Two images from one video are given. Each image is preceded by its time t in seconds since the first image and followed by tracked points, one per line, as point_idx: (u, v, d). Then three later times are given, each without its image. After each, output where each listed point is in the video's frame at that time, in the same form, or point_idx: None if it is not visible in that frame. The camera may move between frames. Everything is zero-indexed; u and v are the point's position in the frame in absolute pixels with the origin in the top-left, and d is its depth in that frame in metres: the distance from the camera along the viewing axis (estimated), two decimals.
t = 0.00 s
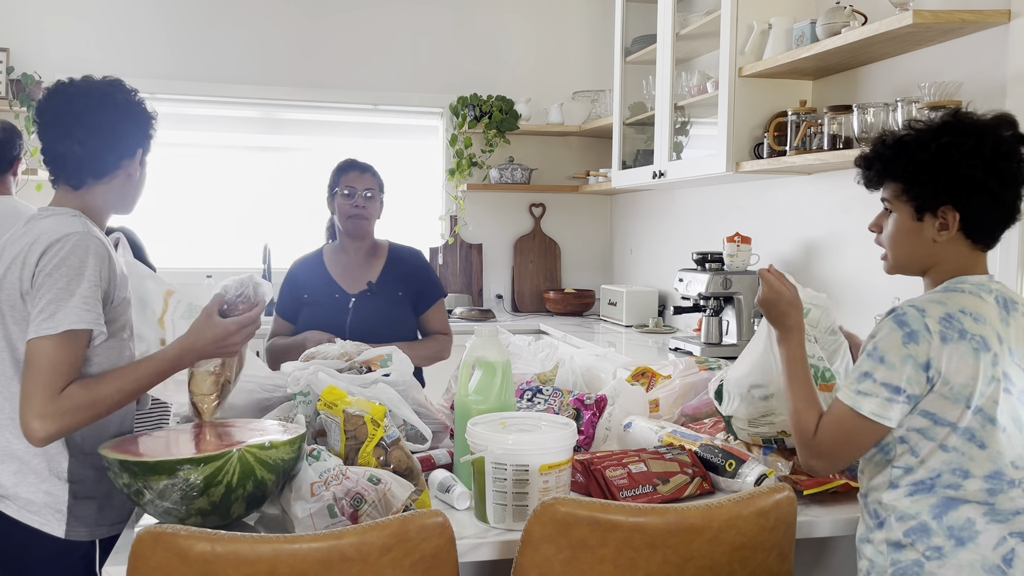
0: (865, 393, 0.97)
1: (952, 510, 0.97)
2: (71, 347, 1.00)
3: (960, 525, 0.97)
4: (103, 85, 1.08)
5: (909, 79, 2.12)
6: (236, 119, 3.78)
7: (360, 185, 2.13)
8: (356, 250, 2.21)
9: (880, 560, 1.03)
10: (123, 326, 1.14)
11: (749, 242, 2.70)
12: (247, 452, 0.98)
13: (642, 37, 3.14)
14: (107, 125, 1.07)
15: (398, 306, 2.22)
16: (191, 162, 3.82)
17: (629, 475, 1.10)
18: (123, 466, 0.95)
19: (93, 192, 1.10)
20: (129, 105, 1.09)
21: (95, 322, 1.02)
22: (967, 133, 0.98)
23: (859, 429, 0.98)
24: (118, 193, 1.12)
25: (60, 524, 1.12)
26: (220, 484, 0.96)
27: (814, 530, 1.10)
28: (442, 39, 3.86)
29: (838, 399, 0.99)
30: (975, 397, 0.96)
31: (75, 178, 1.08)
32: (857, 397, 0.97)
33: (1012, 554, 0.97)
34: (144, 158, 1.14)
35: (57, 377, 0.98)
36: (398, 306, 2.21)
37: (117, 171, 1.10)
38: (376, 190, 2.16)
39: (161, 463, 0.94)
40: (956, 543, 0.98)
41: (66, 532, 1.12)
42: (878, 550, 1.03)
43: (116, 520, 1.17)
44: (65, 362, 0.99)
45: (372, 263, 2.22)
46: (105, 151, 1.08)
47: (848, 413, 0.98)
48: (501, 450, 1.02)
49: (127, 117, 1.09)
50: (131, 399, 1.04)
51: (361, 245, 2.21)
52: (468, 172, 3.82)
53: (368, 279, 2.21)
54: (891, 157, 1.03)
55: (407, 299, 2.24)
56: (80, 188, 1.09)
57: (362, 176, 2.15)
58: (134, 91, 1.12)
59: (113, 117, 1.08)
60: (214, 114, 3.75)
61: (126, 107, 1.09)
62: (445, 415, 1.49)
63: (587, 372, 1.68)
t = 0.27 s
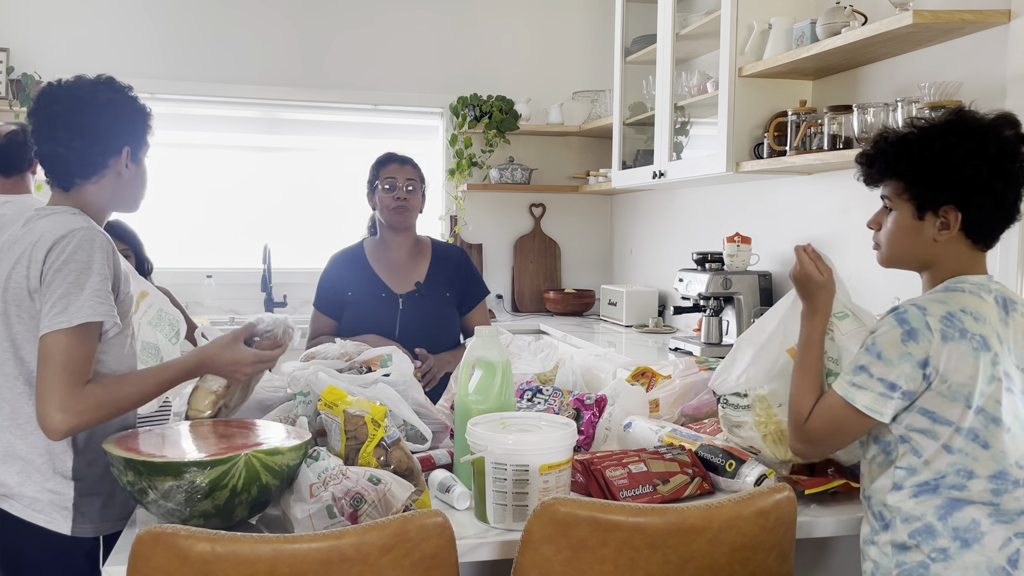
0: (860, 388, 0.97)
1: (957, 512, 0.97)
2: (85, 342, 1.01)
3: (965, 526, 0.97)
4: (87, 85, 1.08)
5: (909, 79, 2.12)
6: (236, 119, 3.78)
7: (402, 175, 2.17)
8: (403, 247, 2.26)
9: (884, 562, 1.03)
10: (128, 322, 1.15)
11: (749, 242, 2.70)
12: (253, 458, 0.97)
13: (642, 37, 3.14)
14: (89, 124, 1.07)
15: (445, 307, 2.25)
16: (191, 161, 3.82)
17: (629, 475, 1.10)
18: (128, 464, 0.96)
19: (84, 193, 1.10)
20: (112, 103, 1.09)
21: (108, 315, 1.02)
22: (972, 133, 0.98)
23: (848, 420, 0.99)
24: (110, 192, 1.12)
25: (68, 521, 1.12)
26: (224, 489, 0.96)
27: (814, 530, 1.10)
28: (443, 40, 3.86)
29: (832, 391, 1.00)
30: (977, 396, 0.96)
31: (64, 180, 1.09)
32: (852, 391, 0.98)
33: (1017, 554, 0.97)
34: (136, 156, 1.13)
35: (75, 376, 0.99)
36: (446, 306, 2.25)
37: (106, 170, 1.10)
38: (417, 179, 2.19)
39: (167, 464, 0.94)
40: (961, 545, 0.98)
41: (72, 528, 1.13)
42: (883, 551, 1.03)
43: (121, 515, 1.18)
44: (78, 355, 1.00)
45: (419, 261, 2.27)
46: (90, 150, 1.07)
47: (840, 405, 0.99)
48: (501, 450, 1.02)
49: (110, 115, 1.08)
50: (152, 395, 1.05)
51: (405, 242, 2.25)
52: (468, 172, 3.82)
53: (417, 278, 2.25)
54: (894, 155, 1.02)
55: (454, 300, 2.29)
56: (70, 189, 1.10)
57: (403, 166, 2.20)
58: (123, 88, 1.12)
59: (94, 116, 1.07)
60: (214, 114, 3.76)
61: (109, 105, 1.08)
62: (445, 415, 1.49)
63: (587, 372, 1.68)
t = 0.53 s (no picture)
0: (871, 387, 0.97)
1: (963, 514, 0.97)
2: (86, 342, 1.01)
3: (970, 529, 0.97)
4: (84, 87, 1.08)
5: (909, 79, 2.12)
6: (236, 119, 3.78)
7: (425, 176, 2.16)
8: (421, 250, 2.25)
9: (889, 565, 1.02)
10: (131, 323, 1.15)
11: (749, 242, 2.70)
12: (249, 458, 0.97)
13: (642, 37, 3.14)
14: (86, 126, 1.07)
15: (462, 312, 2.25)
16: (191, 161, 3.82)
17: (628, 475, 1.10)
18: (123, 471, 0.95)
19: (85, 194, 1.10)
20: (109, 104, 1.08)
21: (107, 314, 1.02)
22: (984, 133, 0.97)
23: (854, 420, 0.98)
24: (111, 193, 1.11)
25: (75, 517, 1.11)
26: (221, 492, 0.96)
27: (814, 529, 1.10)
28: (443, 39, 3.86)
29: (841, 389, 1.00)
30: (987, 399, 0.95)
31: (64, 182, 1.09)
32: (862, 390, 0.97)
33: (1019, 556, 0.98)
34: (137, 156, 1.12)
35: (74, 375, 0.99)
36: (463, 313, 2.25)
37: (105, 172, 1.10)
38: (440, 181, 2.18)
39: (163, 471, 0.94)
40: (966, 547, 0.98)
41: (80, 524, 1.12)
42: (887, 555, 1.02)
43: (127, 511, 1.17)
44: (78, 354, 1.00)
45: (437, 265, 2.26)
46: (88, 152, 1.07)
47: (849, 404, 0.98)
48: (501, 450, 1.02)
49: (108, 117, 1.08)
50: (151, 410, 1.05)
51: (424, 245, 2.25)
52: (467, 172, 3.82)
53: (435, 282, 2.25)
54: (903, 150, 1.01)
55: (471, 306, 2.28)
56: (71, 191, 1.10)
57: (426, 167, 2.18)
58: (122, 90, 1.11)
59: (91, 117, 1.07)
60: (213, 114, 3.76)
61: (106, 107, 1.08)
62: (446, 414, 1.49)
63: (587, 372, 1.68)
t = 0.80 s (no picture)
0: (889, 406, 0.94)
1: (964, 517, 0.98)
2: (87, 337, 1.01)
3: (969, 531, 0.98)
4: (81, 90, 1.08)
5: (909, 79, 2.12)
6: (236, 119, 3.78)
7: (422, 176, 2.16)
8: (416, 247, 2.26)
9: (889, 571, 1.02)
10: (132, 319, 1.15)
11: (749, 242, 2.70)
12: (250, 460, 0.97)
13: (642, 37, 3.14)
14: (83, 129, 1.07)
15: (459, 309, 2.26)
16: (191, 161, 3.82)
17: (627, 476, 1.10)
18: (125, 471, 0.96)
19: (86, 197, 1.10)
20: (107, 107, 1.08)
21: (103, 310, 1.02)
22: (990, 137, 0.96)
23: (883, 449, 0.95)
24: (112, 195, 1.12)
25: (73, 516, 1.12)
26: (223, 493, 0.96)
27: (813, 530, 1.10)
28: (443, 39, 3.86)
29: (858, 414, 0.96)
30: (988, 399, 0.95)
31: (63, 185, 1.10)
32: (880, 410, 0.94)
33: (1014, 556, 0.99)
34: (136, 158, 1.12)
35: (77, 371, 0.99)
36: (460, 308, 2.26)
37: (103, 174, 1.10)
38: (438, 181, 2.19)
39: (164, 470, 0.94)
40: (966, 550, 0.98)
41: (78, 523, 1.12)
42: (887, 561, 1.02)
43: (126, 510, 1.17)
44: (77, 351, 1.00)
45: (432, 262, 2.27)
46: (86, 155, 1.08)
47: (872, 430, 0.95)
48: (501, 450, 1.02)
49: (105, 120, 1.08)
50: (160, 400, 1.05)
51: (418, 242, 2.25)
52: (467, 172, 3.82)
53: (431, 278, 2.25)
54: (908, 146, 1.01)
55: (467, 302, 2.29)
56: (71, 194, 1.10)
57: (423, 168, 2.18)
58: (120, 92, 1.11)
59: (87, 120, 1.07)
60: (214, 114, 3.76)
61: (103, 110, 1.08)
62: (446, 414, 1.49)
63: (587, 372, 1.69)
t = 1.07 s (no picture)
0: (936, 423, 0.85)
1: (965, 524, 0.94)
2: (80, 336, 1.01)
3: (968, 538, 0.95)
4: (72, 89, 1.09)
5: (909, 79, 2.12)
6: (236, 119, 3.78)
7: (416, 176, 2.16)
8: (409, 248, 2.26)
9: None
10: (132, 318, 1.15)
11: (749, 242, 2.70)
12: (251, 460, 0.97)
13: (642, 37, 3.14)
14: (66, 127, 1.08)
15: (452, 310, 2.26)
16: (191, 161, 3.82)
17: (627, 476, 1.10)
18: (125, 469, 0.96)
19: (77, 196, 1.11)
20: (91, 104, 1.08)
21: (96, 311, 1.02)
22: (974, 141, 0.93)
23: (961, 466, 0.85)
24: (101, 194, 1.11)
25: (67, 516, 1.12)
26: (223, 492, 0.96)
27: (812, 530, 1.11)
28: (443, 40, 3.86)
29: (906, 440, 0.86)
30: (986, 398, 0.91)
31: (60, 184, 1.12)
32: (928, 429, 0.85)
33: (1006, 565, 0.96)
34: (121, 155, 1.10)
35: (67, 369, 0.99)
36: (454, 310, 2.26)
37: (90, 172, 1.10)
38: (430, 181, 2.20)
39: (164, 469, 0.94)
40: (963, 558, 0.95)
41: (73, 523, 1.12)
42: None
43: (121, 512, 1.17)
44: (69, 350, 1.00)
45: (425, 264, 2.27)
46: (72, 154, 1.09)
47: (938, 450, 0.85)
48: (501, 450, 1.02)
49: (88, 117, 1.08)
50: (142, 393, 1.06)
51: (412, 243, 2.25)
52: (467, 172, 3.82)
53: (424, 279, 2.25)
54: (891, 148, 0.97)
55: (460, 304, 2.30)
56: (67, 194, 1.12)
57: (416, 167, 2.18)
58: (112, 89, 1.10)
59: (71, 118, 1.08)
60: (214, 114, 3.76)
61: (88, 108, 1.08)
62: (446, 414, 1.49)
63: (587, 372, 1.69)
